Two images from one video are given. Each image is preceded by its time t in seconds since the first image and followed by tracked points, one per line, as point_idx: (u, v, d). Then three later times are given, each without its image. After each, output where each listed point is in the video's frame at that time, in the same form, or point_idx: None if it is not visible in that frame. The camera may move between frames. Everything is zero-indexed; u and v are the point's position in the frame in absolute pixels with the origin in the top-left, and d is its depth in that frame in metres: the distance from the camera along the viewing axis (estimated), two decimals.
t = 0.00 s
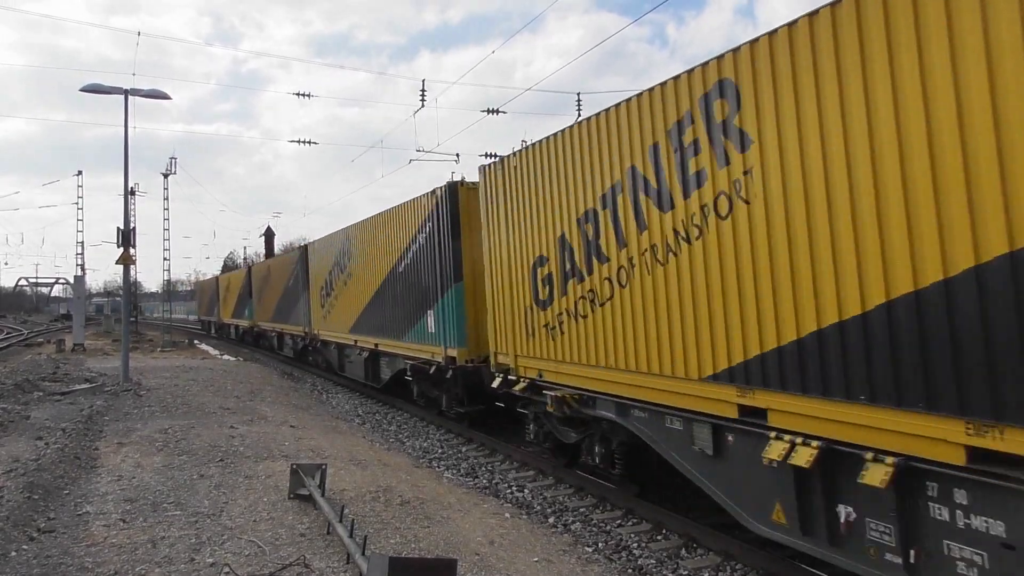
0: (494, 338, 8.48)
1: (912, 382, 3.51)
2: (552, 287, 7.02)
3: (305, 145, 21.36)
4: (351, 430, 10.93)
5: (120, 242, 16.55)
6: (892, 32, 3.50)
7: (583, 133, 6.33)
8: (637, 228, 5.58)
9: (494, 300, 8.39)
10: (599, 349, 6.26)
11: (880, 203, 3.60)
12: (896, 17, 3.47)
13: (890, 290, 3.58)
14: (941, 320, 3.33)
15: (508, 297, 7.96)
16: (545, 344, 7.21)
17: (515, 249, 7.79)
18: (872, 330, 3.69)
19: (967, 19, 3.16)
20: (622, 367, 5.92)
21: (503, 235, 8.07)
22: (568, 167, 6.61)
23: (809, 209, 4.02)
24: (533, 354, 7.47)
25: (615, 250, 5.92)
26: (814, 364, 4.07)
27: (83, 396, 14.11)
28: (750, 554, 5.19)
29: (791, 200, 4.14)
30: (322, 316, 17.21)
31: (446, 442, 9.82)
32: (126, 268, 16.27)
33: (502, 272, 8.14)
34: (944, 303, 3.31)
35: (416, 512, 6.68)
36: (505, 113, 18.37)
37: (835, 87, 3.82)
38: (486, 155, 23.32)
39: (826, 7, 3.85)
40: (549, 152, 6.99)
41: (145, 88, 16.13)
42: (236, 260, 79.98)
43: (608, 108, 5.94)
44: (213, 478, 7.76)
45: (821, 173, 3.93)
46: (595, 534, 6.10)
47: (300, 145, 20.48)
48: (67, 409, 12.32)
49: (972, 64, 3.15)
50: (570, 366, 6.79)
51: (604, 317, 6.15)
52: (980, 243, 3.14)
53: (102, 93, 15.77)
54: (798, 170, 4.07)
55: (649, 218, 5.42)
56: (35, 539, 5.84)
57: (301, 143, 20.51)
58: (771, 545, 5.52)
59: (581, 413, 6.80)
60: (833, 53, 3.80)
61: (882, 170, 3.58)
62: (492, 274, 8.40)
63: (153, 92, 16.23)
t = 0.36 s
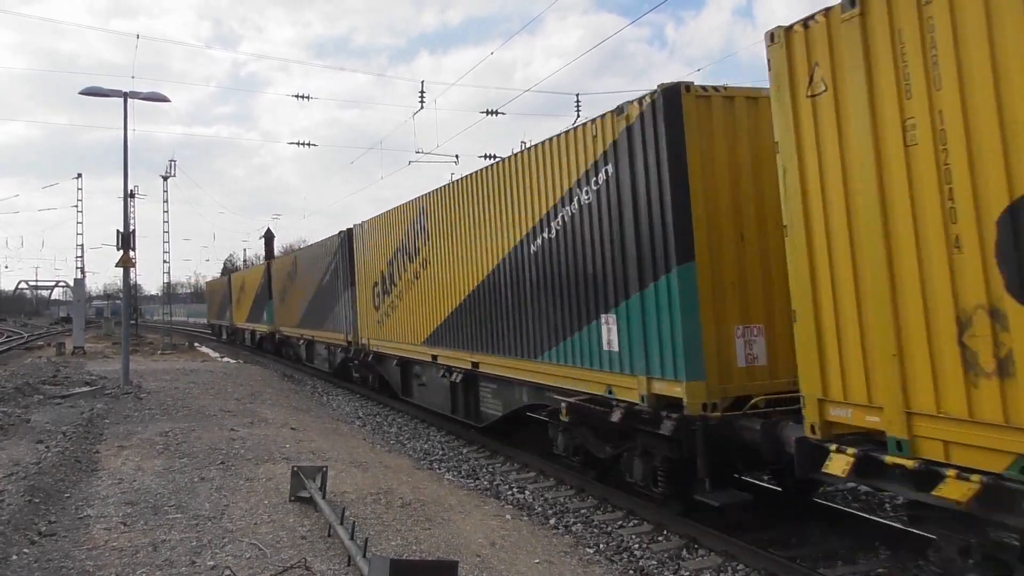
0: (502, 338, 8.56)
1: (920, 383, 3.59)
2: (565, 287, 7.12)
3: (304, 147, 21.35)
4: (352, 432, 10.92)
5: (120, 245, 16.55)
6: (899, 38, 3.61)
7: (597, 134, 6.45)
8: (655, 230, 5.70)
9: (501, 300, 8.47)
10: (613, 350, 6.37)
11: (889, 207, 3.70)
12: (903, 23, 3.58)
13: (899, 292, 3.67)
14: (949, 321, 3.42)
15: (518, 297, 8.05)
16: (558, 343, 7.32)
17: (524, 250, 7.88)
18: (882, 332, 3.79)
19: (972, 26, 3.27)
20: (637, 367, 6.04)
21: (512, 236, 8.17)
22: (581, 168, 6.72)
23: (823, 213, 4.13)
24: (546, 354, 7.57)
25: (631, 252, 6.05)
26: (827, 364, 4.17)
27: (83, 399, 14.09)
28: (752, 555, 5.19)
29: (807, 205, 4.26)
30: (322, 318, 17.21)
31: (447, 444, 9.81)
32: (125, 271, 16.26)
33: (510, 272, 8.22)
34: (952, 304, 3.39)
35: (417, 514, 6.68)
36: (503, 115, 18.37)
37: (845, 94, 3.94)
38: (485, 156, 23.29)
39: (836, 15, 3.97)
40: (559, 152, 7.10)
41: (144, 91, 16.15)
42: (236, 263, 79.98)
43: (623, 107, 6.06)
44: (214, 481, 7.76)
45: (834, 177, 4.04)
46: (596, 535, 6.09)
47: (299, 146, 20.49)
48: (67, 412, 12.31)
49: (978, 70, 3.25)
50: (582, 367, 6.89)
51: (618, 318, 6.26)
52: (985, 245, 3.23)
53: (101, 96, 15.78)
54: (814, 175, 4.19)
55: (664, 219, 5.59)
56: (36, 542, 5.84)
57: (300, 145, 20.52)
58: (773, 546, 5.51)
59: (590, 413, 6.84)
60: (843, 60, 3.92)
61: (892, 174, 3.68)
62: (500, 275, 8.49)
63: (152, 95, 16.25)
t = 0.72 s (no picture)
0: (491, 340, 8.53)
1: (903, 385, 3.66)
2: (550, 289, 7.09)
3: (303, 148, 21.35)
4: (351, 433, 10.92)
5: (119, 247, 16.55)
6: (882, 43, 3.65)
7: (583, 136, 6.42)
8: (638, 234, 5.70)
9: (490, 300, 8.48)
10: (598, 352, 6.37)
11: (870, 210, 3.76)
12: (886, 26, 3.62)
13: (885, 299, 3.72)
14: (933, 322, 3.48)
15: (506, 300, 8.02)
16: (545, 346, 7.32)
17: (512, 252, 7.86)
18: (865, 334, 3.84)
19: (954, 29, 3.32)
20: (622, 370, 6.04)
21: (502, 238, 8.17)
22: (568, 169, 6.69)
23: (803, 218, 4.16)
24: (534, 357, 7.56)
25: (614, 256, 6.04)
26: (807, 366, 4.22)
27: (82, 401, 14.10)
28: (751, 555, 5.19)
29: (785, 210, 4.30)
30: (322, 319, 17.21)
31: (447, 445, 9.81)
32: (125, 272, 16.26)
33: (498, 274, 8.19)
34: (936, 306, 3.46)
35: (417, 515, 6.68)
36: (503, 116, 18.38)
37: (823, 101, 4.01)
38: (482, 158, 23.27)
39: (819, 18, 4.01)
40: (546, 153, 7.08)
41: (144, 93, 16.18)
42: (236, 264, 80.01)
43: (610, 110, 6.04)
44: (213, 483, 7.76)
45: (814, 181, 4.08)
46: (595, 536, 6.10)
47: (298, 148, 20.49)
48: (67, 414, 12.32)
49: (961, 73, 3.29)
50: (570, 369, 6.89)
51: (603, 320, 6.27)
52: (970, 249, 3.30)
53: (100, 98, 15.79)
54: (793, 180, 4.23)
55: (642, 222, 5.64)
56: (36, 544, 5.84)
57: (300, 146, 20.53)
58: (772, 547, 5.51)
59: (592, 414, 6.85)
60: (839, 63, 3.88)
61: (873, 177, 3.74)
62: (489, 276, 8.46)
63: (152, 96, 16.26)
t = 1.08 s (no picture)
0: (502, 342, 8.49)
1: (912, 388, 3.54)
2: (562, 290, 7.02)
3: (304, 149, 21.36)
4: (352, 435, 10.94)
5: (120, 249, 16.57)
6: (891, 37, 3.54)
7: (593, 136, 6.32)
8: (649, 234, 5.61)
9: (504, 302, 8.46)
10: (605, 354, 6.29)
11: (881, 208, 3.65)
12: (895, 19, 3.51)
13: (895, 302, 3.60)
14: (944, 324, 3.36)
15: (521, 300, 8.00)
16: (556, 346, 7.28)
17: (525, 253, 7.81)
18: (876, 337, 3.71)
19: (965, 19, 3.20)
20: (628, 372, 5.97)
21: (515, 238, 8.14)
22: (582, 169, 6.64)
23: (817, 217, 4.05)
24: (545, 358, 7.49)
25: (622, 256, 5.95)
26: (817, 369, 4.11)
27: (84, 403, 14.12)
28: (752, 555, 5.20)
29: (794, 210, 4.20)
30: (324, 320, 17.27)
31: (448, 446, 9.82)
32: (126, 275, 16.27)
33: (512, 274, 8.16)
34: (948, 307, 3.33)
35: (418, 516, 6.68)
36: (502, 116, 18.39)
37: (833, 98, 3.91)
38: (482, 160, 23.31)
39: (828, 12, 3.90)
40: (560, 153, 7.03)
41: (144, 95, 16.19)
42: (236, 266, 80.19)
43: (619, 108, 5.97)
44: (215, 484, 7.76)
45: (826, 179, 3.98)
46: (597, 536, 6.10)
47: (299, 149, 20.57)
48: (68, 416, 12.32)
49: (973, 65, 3.18)
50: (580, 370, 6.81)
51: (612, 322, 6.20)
52: (981, 247, 3.17)
53: (100, 100, 15.81)
54: (802, 179, 4.12)
55: (649, 222, 5.59)
56: (38, 546, 5.85)
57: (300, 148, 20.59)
58: (772, 547, 5.52)
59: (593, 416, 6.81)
60: (850, 58, 3.77)
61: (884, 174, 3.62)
62: (501, 277, 8.43)
63: (153, 99, 16.28)
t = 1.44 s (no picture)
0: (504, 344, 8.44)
1: (928, 386, 3.53)
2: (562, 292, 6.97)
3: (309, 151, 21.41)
4: (358, 436, 10.94)
5: (126, 251, 16.62)
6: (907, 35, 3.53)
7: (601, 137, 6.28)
8: (658, 236, 5.58)
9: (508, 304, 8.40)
10: (616, 356, 6.28)
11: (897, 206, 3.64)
12: (911, 18, 3.50)
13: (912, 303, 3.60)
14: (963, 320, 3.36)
15: (521, 303, 7.94)
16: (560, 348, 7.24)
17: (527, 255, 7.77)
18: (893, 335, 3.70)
19: (986, 18, 3.19)
20: (640, 373, 5.96)
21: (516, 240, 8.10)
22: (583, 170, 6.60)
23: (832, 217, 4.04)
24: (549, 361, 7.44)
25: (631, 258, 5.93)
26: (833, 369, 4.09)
27: (90, 404, 14.15)
28: (759, 556, 5.17)
29: (809, 209, 4.19)
30: (330, 322, 17.26)
31: (454, 447, 9.82)
32: (132, 277, 16.32)
33: (512, 277, 8.11)
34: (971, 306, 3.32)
35: (424, 517, 6.68)
36: (507, 117, 18.39)
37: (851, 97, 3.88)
38: (488, 161, 23.30)
39: (842, 12, 3.88)
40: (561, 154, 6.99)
41: (151, 97, 16.25)
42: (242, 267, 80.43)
43: (627, 109, 5.95)
44: (221, 486, 7.77)
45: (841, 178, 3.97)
46: (603, 538, 6.08)
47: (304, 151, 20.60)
48: (76, 418, 12.38)
49: (993, 62, 3.18)
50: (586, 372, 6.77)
51: (621, 324, 6.17)
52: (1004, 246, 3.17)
53: (106, 103, 15.87)
54: (820, 180, 4.10)
55: (658, 225, 5.57)
56: (44, 547, 5.86)
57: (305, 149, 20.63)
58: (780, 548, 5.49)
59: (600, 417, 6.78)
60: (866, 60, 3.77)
61: (900, 173, 3.61)
62: (503, 280, 8.38)
63: (158, 101, 16.34)
